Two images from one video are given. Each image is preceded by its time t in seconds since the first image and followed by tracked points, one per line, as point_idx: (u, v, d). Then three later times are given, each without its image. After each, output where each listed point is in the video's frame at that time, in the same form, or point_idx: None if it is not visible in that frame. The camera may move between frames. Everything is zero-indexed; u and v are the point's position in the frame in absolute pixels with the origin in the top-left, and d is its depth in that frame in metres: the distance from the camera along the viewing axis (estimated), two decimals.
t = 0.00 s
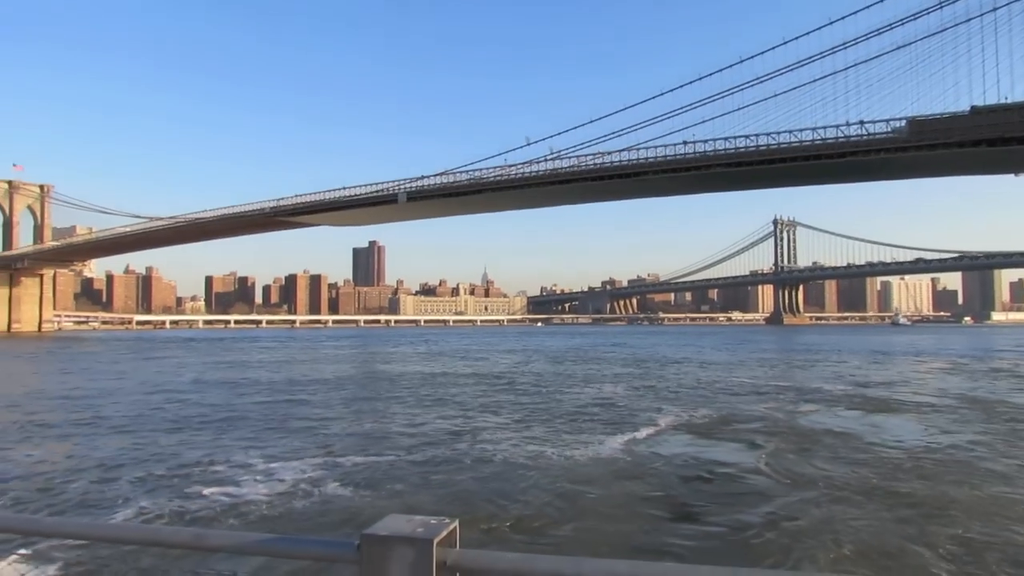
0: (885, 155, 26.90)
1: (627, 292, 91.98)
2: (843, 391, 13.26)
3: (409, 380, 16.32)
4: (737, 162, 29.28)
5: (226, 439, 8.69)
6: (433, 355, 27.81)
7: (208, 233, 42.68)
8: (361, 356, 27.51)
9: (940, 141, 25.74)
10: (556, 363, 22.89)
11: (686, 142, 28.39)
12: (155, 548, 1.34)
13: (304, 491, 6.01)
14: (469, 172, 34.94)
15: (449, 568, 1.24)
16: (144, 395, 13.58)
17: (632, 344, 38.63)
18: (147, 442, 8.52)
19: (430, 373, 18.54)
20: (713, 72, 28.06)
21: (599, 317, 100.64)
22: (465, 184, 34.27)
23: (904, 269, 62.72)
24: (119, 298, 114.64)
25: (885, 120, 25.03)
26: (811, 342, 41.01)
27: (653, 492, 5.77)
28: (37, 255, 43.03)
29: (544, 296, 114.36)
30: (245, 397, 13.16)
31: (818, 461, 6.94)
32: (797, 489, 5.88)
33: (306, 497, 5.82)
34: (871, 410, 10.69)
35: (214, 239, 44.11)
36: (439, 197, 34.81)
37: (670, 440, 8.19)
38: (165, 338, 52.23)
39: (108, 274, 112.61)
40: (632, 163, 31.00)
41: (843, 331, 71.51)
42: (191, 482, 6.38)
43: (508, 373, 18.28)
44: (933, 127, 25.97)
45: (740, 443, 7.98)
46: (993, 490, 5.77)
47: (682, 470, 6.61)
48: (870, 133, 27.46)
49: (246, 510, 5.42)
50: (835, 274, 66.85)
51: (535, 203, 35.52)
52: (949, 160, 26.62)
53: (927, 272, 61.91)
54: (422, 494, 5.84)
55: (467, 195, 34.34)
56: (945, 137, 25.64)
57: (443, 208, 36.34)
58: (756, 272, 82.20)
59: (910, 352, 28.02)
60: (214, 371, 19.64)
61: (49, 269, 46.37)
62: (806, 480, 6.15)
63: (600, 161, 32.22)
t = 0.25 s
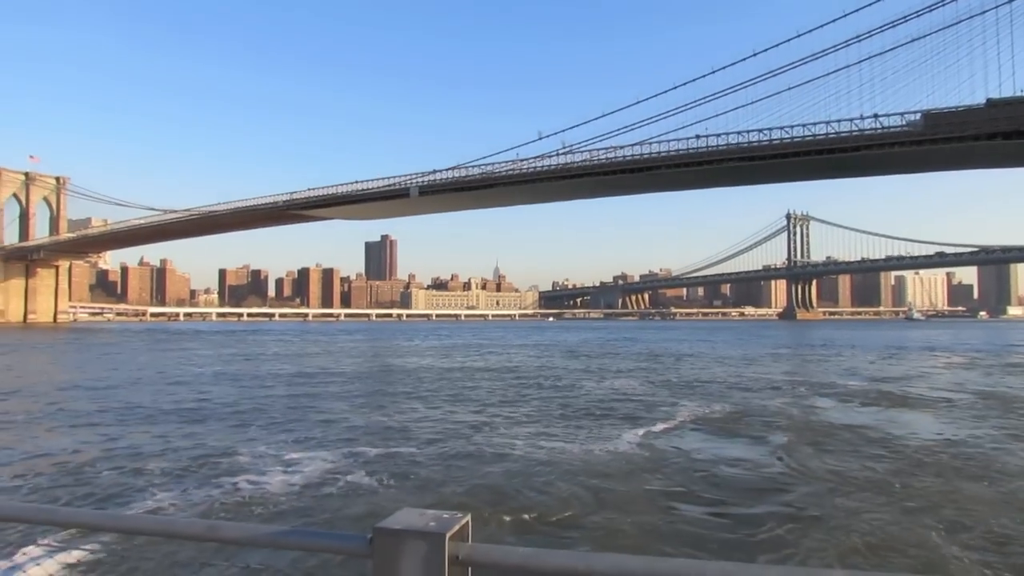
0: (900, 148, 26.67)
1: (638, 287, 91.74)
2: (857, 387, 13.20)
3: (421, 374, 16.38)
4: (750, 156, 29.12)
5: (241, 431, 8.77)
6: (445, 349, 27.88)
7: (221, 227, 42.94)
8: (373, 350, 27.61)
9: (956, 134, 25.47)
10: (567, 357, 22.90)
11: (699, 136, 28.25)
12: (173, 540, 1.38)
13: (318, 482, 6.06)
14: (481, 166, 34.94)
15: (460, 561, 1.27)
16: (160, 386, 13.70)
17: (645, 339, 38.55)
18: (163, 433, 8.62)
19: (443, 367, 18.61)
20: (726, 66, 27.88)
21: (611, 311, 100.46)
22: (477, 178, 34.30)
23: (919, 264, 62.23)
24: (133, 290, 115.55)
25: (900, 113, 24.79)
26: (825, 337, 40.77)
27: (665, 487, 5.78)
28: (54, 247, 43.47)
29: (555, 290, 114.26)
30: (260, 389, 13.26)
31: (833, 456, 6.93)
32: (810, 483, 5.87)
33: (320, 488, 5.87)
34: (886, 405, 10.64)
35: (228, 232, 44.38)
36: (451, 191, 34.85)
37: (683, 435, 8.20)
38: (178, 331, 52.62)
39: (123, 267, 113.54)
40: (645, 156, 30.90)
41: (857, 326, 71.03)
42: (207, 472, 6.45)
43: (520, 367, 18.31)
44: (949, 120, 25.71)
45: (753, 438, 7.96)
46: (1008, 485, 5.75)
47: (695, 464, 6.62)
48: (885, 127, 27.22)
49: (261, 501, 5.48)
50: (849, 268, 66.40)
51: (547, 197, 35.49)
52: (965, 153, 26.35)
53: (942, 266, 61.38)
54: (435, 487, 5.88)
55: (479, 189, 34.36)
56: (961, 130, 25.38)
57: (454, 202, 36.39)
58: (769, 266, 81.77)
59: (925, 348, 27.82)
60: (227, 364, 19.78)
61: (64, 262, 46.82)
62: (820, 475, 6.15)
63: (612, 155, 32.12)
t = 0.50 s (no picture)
0: (911, 147, 26.50)
1: (647, 285, 91.56)
2: (868, 386, 13.14)
3: (430, 372, 16.42)
4: (760, 154, 29.01)
5: (252, 427, 8.81)
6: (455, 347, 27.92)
7: (231, 224, 43.11)
8: (382, 347, 27.67)
9: (968, 133, 25.29)
10: (576, 355, 22.89)
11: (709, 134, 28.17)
12: (182, 537, 1.39)
13: (328, 478, 6.08)
14: (490, 164, 34.94)
15: (468, 559, 1.27)
16: (171, 382, 13.77)
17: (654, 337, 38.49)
18: (175, 428, 8.66)
19: (453, 365, 18.64)
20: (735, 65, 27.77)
21: (619, 310, 100.31)
22: (486, 176, 34.30)
23: (930, 263, 61.85)
24: (143, 287, 116.19)
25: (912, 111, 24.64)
26: (836, 335, 40.59)
27: (675, 485, 5.77)
28: (65, 244, 43.75)
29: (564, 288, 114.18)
30: (270, 386, 13.31)
31: (844, 454, 6.90)
32: (821, 482, 5.85)
33: (330, 484, 5.88)
34: (898, 405, 10.59)
35: (237, 229, 44.54)
36: (460, 188, 34.87)
37: (693, 433, 8.18)
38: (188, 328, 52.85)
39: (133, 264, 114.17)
40: (654, 154, 30.83)
41: (867, 325, 70.62)
42: (218, 467, 6.48)
43: (529, 365, 18.31)
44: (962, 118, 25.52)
45: (764, 436, 7.94)
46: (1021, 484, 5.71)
47: (705, 462, 6.61)
48: (896, 125, 27.05)
49: (271, 496, 5.50)
50: (859, 267, 66.10)
51: (556, 195, 35.46)
52: (977, 152, 26.16)
53: (953, 266, 61.00)
54: (445, 483, 5.89)
55: (488, 186, 34.36)
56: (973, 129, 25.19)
57: (463, 200, 36.41)
58: (778, 265, 81.48)
59: (937, 347, 27.66)
60: (237, 361, 19.85)
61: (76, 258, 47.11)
62: (831, 474, 6.12)
63: (621, 153, 32.08)
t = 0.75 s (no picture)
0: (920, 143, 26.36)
1: (653, 281, 91.44)
2: (876, 382, 13.10)
3: (438, 367, 16.46)
4: (767, 150, 28.93)
5: (260, 420, 8.85)
6: (461, 342, 27.98)
7: (238, 219, 43.21)
8: (389, 342, 27.74)
9: (977, 129, 25.14)
10: (583, 351, 22.91)
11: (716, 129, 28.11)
12: (190, 530, 1.40)
13: (335, 471, 6.11)
14: (497, 159, 34.93)
15: (474, 552, 1.29)
16: (179, 376, 13.83)
17: (661, 333, 38.47)
18: (184, 422, 8.71)
19: (460, 360, 18.69)
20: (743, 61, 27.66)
21: (625, 306, 100.19)
22: (492, 171, 34.31)
23: (938, 260, 61.58)
24: (150, 281, 116.64)
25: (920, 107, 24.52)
26: (843, 332, 40.44)
27: (682, 480, 5.78)
28: (73, 238, 43.96)
29: (570, 284, 114.17)
30: (279, 380, 13.37)
31: (852, 451, 6.90)
32: (829, 478, 5.85)
33: (338, 477, 5.90)
34: (906, 402, 10.56)
35: (244, 224, 44.65)
36: (467, 184, 34.88)
37: (700, 429, 8.19)
38: (196, 322, 53.06)
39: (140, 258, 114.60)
40: (662, 150, 30.78)
41: (874, 322, 70.41)
42: (228, 460, 6.52)
43: (536, 361, 18.33)
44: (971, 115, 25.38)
45: (771, 432, 7.94)
46: None
47: (712, 458, 6.62)
48: (905, 121, 26.92)
49: (279, 489, 5.52)
50: (866, 264, 65.87)
51: (563, 191, 35.43)
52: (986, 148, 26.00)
53: (961, 262, 60.72)
54: (453, 477, 5.90)
55: (495, 182, 34.35)
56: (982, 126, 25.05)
57: (470, 195, 36.42)
58: (785, 261, 81.26)
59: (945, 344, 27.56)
60: (245, 354, 19.93)
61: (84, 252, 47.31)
62: (838, 470, 6.12)
63: (628, 149, 32.02)
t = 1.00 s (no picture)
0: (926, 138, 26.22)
1: (658, 276, 91.25)
2: (882, 377, 13.06)
3: (443, 361, 16.47)
4: (773, 144, 28.85)
5: (266, 413, 8.87)
6: (466, 336, 28.01)
7: (243, 213, 43.27)
8: (393, 336, 27.76)
9: (984, 123, 25.00)
10: (587, 345, 22.90)
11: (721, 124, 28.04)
12: (197, 523, 1.40)
13: (341, 464, 6.12)
14: (501, 153, 34.89)
15: (479, 547, 1.29)
16: (185, 370, 13.87)
17: (667, 328, 38.37)
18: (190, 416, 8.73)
19: (465, 355, 18.67)
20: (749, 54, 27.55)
21: (630, 300, 100.12)
22: (497, 166, 34.27)
23: (944, 255, 61.30)
24: (155, 275, 116.85)
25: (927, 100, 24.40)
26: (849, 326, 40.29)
27: (688, 475, 5.77)
28: (79, 232, 44.08)
29: (574, 279, 114.06)
30: (284, 374, 13.40)
31: (859, 445, 6.89)
32: (835, 473, 5.84)
33: (344, 471, 5.91)
34: (913, 397, 10.52)
35: (249, 218, 44.70)
36: (472, 178, 34.86)
37: (706, 423, 8.18)
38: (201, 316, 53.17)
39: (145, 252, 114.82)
40: (667, 144, 30.72)
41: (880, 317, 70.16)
42: (234, 453, 6.53)
43: (541, 355, 18.32)
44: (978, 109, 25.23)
45: (778, 427, 7.93)
46: None
47: (718, 452, 6.62)
48: (911, 115, 26.78)
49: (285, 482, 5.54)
50: (871, 259, 65.62)
51: (568, 185, 35.36)
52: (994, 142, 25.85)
53: (967, 257, 60.43)
54: (459, 471, 5.91)
55: (499, 176, 34.30)
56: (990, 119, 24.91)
57: (475, 190, 36.39)
58: (790, 256, 81.01)
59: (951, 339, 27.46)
60: (250, 349, 19.97)
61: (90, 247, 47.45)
62: (845, 464, 6.11)
63: (634, 143, 31.95)
